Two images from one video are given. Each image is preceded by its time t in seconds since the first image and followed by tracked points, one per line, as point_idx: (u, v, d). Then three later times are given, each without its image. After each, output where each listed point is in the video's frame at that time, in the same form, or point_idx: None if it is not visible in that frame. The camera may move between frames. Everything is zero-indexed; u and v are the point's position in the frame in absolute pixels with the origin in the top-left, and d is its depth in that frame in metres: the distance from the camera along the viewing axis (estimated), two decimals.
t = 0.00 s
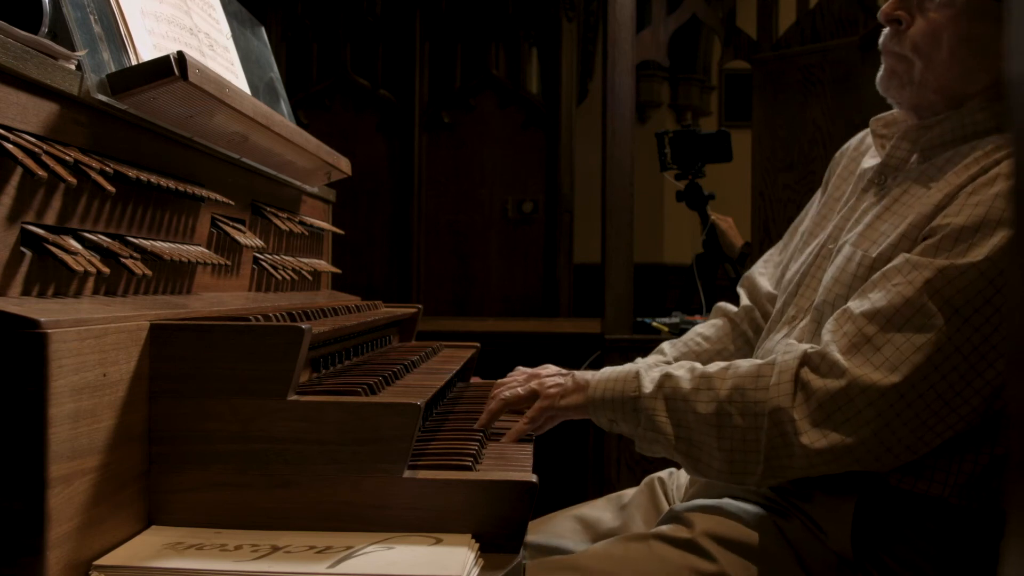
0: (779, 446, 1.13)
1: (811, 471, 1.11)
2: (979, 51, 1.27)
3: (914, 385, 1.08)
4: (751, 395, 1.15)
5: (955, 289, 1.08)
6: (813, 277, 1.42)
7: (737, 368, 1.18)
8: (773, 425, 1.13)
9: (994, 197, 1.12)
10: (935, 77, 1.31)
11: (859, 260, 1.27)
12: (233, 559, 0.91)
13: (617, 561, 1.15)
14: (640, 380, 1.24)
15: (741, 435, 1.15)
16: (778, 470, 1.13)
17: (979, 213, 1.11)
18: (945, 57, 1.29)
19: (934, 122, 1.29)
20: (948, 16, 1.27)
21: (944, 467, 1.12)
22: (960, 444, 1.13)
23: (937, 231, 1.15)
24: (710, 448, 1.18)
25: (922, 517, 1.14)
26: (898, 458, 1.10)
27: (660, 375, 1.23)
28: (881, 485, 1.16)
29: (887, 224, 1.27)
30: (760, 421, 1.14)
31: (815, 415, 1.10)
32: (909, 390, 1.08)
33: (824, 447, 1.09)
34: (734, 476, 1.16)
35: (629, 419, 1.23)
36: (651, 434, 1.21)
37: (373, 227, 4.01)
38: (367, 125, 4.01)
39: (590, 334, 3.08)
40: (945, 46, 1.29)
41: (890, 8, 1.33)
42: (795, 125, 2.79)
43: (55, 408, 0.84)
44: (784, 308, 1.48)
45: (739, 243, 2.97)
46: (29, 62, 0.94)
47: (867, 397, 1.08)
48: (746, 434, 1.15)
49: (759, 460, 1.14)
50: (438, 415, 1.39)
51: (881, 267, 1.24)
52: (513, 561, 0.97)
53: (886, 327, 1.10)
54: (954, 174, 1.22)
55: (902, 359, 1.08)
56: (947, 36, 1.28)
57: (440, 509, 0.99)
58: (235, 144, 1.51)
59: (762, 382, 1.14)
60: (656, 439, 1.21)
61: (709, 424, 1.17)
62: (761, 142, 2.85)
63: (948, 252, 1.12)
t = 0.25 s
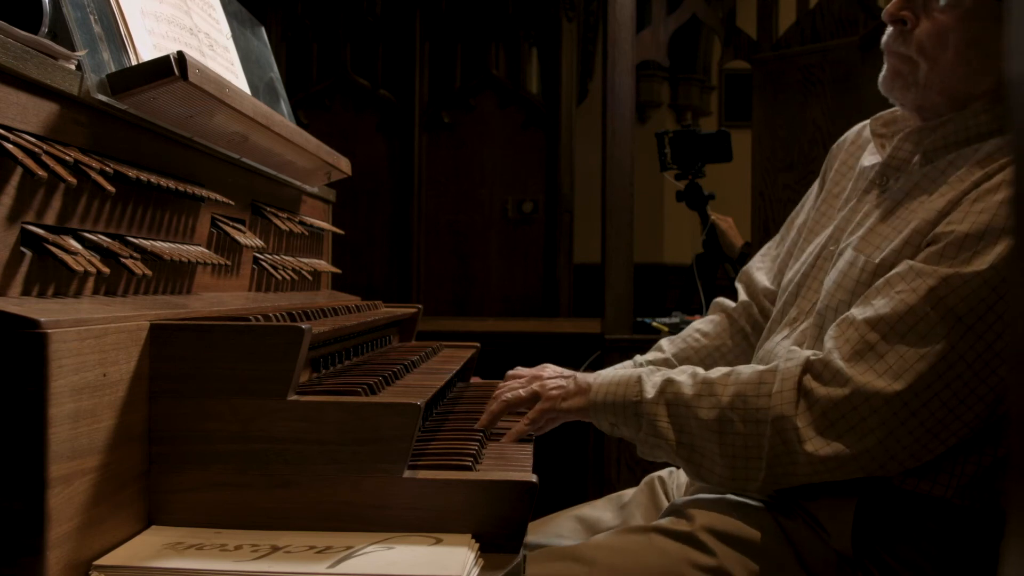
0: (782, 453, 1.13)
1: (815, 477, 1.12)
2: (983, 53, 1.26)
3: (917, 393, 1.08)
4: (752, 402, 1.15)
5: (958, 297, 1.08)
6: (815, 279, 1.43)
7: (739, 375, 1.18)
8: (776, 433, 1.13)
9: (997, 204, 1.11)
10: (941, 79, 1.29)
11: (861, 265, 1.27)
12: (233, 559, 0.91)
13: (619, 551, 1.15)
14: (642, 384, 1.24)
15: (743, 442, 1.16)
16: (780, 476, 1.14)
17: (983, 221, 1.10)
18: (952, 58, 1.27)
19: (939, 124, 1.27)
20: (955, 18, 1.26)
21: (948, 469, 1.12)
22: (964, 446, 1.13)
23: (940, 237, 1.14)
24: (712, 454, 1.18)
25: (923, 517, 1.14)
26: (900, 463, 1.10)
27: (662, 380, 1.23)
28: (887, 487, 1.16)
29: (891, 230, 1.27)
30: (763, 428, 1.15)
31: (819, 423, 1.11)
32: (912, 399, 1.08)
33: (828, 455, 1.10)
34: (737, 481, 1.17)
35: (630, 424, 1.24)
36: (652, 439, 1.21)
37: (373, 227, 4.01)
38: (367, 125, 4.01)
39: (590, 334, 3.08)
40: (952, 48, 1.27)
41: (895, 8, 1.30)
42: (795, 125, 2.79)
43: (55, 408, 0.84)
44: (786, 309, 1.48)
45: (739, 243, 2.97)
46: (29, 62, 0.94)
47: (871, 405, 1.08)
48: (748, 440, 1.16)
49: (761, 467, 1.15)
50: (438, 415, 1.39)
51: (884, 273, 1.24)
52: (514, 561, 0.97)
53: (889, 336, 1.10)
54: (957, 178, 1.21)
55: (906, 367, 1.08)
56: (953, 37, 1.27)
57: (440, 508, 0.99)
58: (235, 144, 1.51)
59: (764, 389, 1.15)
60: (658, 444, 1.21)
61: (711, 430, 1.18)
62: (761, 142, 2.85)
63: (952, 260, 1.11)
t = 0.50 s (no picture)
0: (775, 459, 1.10)
1: (811, 482, 1.09)
2: (943, 50, 1.15)
3: (910, 397, 1.04)
4: (745, 406, 1.12)
5: (945, 298, 1.04)
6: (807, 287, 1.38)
7: (734, 378, 1.15)
8: (769, 438, 1.10)
9: (982, 204, 1.06)
10: (903, 81, 1.20)
11: (847, 271, 1.21)
12: (233, 559, 0.91)
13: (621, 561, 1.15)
14: (640, 378, 1.22)
15: (736, 445, 1.13)
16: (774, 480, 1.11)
17: (966, 221, 1.06)
18: (908, 60, 1.18)
19: (915, 127, 1.22)
20: (909, 18, 1.16)
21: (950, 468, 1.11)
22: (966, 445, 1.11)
23: (925, 239, 1.10)
24: (705, 454, 1.16)
25: (923, 517, 1.12)
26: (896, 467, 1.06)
27: (659, 375, 1.21)
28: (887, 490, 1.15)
29: (878, 235, 1.20)
30: (756, 432, 1.11)
31: (812, 428, 1.08)
32: (905, 403, 1.04)
33: (824, 459, 1.07)
34: (728, 483, 1.14)
35: (627, 415, 1.22)
36: (648, 434, 1.20)
37: (373, 227, 4.01)
38: (367, 125, 4.01)
39: (590, 335, 3.08)
40: (909, 48, 1.17)
41: (851, 17, 1.26)
42: (795, 125, 2.79)
43: (55, 408, 0.84)
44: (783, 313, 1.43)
45: (740, 242, 2.98)
46: (29, 62, 0.94)
47: (864, 409, 1.05)
48: (742, 445, 1.12)
49: (752, 470, 1.12)
50: (438, 415, 1.39)
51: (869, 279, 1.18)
52: (514, 561, 0.97)
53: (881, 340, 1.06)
54: (938, 176, 1.16)
55: (898, 370, 1.04)
56: (907, 37, 1.17)
57: (440, 508, 0.99)
58: (235, 144, 1.51)
59: (757, 393, 1.12)
60: (653, 440, 1.20)
61: (705, 431, 1.15)
62: (761, 142, 2.85)
63: (936, 261, 1.07)
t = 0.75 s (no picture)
0: (758, 456, 1.06)
1: (795, 477, 1.04)
2: (882, 37, 1.11)
3: (883, 380, 1.00)
4: (729, 405, 1.08)
5: (908, 275, 1.01)
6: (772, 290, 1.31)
7: (722, 379, 1.11)
8: (751, 436, 1.06)
9: (930, 180, 1.03)
10: (845, 73, 1.15)
11: (804, 267, 1.15)
12: (233, 559, 0.91)
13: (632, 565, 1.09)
14: (633, 389, 1.19)
15: (722, 446, 1.09)
16: (760, 478, 1.06)
17: (916, 196, 1.03)
18: (846, 51, 1.14)
19: (852, 121, 1.17)
20: (840, 12, 1.13)
21: (939, 456, 1.08)
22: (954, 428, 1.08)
23: (878, 222, 1.06)
24: (696, 458, 1.11)
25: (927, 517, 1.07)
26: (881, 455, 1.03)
27: (650, 385, 1.17)
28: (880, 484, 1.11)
29: (836, 226, 1.13)
30: (739, 432, 1.07)
31: (792, 423, 1.03)
32: (880, 387, 1.00)
33: (806, 453, 1.03)
34: (718, 485, 1.10)
35: (625, 427, 1.18)
36: (644, 443, 1.15)
37: (373, 227, 4.01)
38: (367, 125, 4.01)
39: (590, 335, 3.08)
40: (844, 41, 1.14)
41: (787, 18, 1.21)
42: (795, 125, 2.79)
43: (55, 408, 0.84)
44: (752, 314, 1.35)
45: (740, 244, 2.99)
46: (29, 62, 0.94)
47: (838, 398, 1.00)
48: (728, 444, 1.08)
49: (741, 471, 1.07)
50: (439, 415, 1.39)
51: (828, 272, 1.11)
52: (513, 561, 0.96)
53: (850, 328, 1.02)
54: (885, 158, 1.11)
55: (868, 355, 1.00)
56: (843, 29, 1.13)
57: (440, 508, 0.99)
58: (235, 144, 1.51)
59: (738, 394, 1.08)
60: (649, 449, 1.15)
61: (693, 435, 1.11)
62: (761, 142, 2.85)
63: (893, 242, 1.04)
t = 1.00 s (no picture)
0: (737, 458, 1.06)
1: (777, 475, 1.04)
2: (824, 27, 1.19)
3: (852, 371, 1.01)
4: (710, 406, 1.08)
5: (867, 264, 1.01)
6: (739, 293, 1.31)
7: (706, 380, 1.11)
8: (728, 436, 1.06)
9: (873, 168, 1.05)
10: (791, 64, 1.23)
11: (768, 266, 1.17)
12: (233, 559, 0.91)
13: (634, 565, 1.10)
14: (626, 386, 1.19)
15: (704, 448, 1.08)
16: (740, 474, 1.06)
17: (864, 184, 1.05)
18: (793, 42, 1.21)
19: (800, 118, 1.23)
20: (783, 5, 1.20)
21: (910, 445, 1.09)
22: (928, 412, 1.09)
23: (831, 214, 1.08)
24: (681, 458, 1.11)
25: (922, 512, 1.08)
26: (858, 443, 1.03)
27: (641, 382, 1.18)
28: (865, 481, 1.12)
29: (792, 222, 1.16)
30: (717, 433, 1.07)
31: (769, 422, 1.03)
32: (850, 378, 1.01)
33: (783, 451, 1.03)
34: (702, 485, 1.10)
35: (617, 424, 1.19)
36: (632, 441, 1.16)
37: (373, 227, 4.02)
38: (367, 125, 4.01)
39: (590, 334, 3.08)
40: (789, 32, 1.21)
41: (733, 12, 1.28)
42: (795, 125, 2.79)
43: (55, 408, 0.84)
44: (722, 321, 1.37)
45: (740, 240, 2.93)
46: (29, 62, 0.94)
47: (811, 395, 1.01)
48: (708, 445, 1.08)
49: (722, 472, 1.07)
50: (438, 415, 1.39)
51: (788, 269, 1.14)
52: (513, 561, 0.96)
53: (816, 325, 1.03)
54: (832, 152, 1.15)
55: (836, 350, 1.01)
56: (787, 21, 1.21)
57: (440, 508, 0.99)
58: (235, 144, 1.51)
59: (717, 395, 1.08)
60: (638, 446, 1.16)
61: (677, 437, 1.11)
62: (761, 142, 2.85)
63: (846, 232, 1.05)
